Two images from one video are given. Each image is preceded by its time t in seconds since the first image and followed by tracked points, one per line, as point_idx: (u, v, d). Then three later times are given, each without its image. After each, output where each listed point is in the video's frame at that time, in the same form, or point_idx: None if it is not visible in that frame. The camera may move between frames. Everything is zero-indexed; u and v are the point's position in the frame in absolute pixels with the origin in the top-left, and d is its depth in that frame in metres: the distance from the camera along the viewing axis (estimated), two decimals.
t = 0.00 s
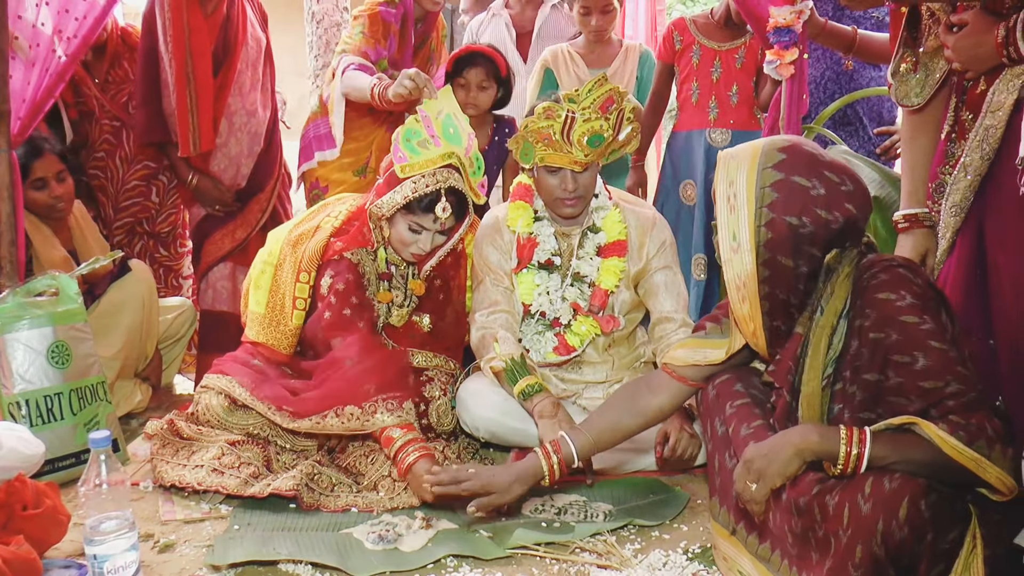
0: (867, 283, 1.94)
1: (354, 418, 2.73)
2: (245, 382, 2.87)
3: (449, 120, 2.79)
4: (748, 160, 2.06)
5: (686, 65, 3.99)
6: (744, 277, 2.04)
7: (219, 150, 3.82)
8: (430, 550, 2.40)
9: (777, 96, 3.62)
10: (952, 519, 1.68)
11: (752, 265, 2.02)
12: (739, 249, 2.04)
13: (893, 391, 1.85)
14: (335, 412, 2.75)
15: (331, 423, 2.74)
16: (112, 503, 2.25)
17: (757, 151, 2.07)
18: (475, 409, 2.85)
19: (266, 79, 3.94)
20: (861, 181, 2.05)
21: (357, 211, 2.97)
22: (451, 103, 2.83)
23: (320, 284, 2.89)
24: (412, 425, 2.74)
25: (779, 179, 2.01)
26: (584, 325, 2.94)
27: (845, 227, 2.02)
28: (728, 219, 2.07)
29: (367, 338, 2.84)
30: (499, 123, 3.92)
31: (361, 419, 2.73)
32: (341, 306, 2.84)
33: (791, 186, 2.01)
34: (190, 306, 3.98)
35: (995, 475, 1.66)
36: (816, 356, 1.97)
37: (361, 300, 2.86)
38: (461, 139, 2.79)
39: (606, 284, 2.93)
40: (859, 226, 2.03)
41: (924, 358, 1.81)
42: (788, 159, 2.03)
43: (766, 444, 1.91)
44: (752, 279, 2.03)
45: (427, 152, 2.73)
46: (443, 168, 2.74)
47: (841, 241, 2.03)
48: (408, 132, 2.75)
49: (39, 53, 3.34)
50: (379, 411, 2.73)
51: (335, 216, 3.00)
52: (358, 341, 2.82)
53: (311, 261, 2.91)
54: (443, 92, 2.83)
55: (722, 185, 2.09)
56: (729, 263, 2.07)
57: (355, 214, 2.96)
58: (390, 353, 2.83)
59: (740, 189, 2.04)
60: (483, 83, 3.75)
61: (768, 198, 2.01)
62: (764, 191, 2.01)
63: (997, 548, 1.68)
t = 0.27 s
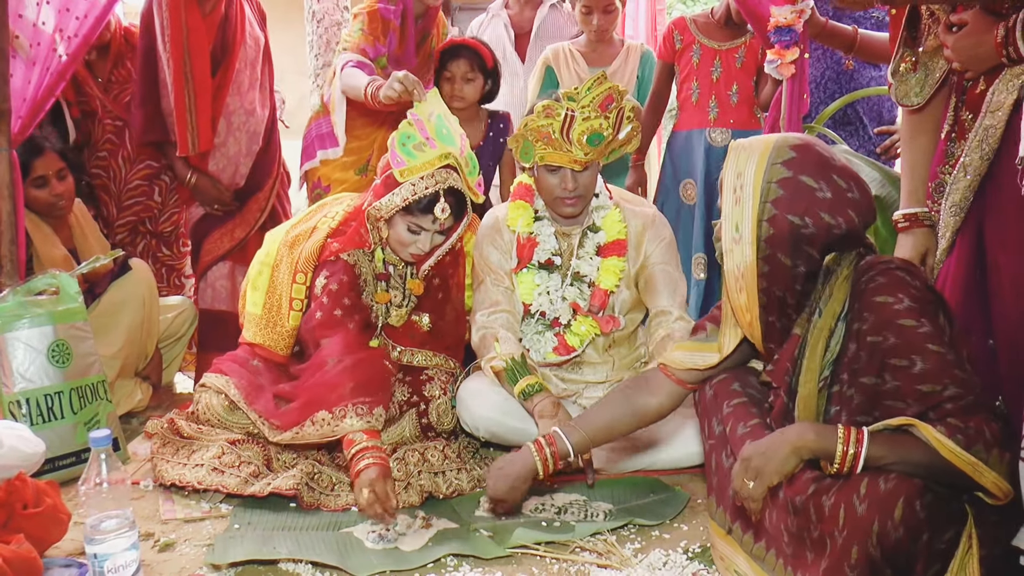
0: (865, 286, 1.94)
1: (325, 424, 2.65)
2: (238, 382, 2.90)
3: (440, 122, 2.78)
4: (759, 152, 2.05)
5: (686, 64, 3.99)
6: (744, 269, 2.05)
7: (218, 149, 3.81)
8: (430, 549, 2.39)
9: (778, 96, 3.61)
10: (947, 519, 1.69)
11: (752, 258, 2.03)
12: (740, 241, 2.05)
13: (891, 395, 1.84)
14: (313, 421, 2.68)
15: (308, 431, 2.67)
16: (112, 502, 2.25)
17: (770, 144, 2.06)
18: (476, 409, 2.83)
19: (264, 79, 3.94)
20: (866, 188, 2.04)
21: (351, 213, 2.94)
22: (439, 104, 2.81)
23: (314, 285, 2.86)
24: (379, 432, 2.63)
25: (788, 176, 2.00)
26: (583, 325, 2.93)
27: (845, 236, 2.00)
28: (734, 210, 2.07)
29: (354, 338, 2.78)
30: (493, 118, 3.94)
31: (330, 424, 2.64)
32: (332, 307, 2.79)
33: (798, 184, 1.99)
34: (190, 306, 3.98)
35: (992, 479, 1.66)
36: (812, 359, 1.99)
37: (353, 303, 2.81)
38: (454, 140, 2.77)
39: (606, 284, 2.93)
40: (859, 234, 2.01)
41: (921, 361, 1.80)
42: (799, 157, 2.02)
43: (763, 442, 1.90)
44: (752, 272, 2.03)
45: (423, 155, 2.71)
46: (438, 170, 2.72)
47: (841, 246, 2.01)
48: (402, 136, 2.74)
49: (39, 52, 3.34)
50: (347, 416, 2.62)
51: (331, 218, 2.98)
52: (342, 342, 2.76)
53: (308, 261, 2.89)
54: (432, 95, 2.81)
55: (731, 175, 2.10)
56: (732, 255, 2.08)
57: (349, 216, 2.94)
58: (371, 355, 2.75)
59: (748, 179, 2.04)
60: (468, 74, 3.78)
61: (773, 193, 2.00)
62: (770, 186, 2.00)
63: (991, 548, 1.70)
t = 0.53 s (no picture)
0: (862, 287, 1.94)
1: (318, 434, 2.62)
2: (237, 384, 2.91)
3: (432, 125, 2.77)
4: (752, 155, 2.05)
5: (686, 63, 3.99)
6: (741, 274, 2.05)
7: (216, 149, 3.81)
8: (430, 549, 2.39)
9: (777, 95, 3.61)
10: (943, 519, 1.67)
11: (749, 263, 2.02)
12: (736, 246, 2.04)
13: (886, 397, 1.85)
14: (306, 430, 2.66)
15: (302, 441, 2.66)
16: (112, 503, 2.24)
17: (764, 147, 2.06)
18: (476, 409, 2.83)
19: (262, 78, 3.95)
20: (863, 189, 2.04)
21: (347, 218, 2.94)
22: (430, 107, 2.81)
23: (313, 290, 2.85)
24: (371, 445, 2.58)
25: (781, 180, 2.00)
26: (579, 325, 2.91)
27: (841, 235, 2.00)
28: (727, 215, 2.06)
29: (350, 344, 2.75)
30: (487, 115, 3.92)
31: (322, 435, 2.60)
32: (330, 314, 2.77)
33: (792, 188, 1.99)
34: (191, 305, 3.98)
35: (988, 481, 1.66)
36: (810, 358, 1.99)
37: (350, 309, 2.79)
38: (448, 142, 2.77)
39: (600, 282, 2.95)
40: (856, 234, 2.02)
41: (918, 363, 1.80)
42: (793, 160, 2.02)
43: (760, 443, 1.91)
44: (749, 277, 2.03)
45: (418, 159, 2.70)
46: (433, 173, 2.72)
47: (838, 247, 2.01)
48: (396, 141, 2.73)
49: (39, 52, 3.34)
50: (339, 427, 2.58)
51: (327, 222, 2.98)
52: (339, 348, 2.73)
53: (306, 268, 2.89)
54: (422, 96, 2.81)
55: (724, 179, 2.09)
56: (728, 260, 2.08)
57: (346, 221, 2.93)
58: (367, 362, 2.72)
59: (742, 184, 2.04)
60: (455, 70, 3.74)
61: (767, 197, 2.00)
62: (764, 191, 2.01)
63: (984, 549, 1.69)
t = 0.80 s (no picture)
0: (863, 286, 1.94)
1: (322, 437, 2.63)
2: (236, 383, 2.91)
3: (430, 126, 2.76)
4: (748, 157, 2.05)
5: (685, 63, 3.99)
6: (744, 276, 2.04)
7: (214, 148, 3.81)
8: (429, 549, 2.39)
9: (777, 95, 3.61)
10: (946, 519, 1.68)
11: (753, 263, 2.01)
12: (738, 249, 2.03)
13: (889, 396, 1.84)
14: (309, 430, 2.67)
15: (304, 442, 2.67)
16: (111, 502, 2.24)
17: (758, 148, 2.06)
18: (476, 409, 2.84)
19: (260, 77, 3.94)
20: (859, 182, 2.05)
21: (346, 219, 2.94)
22: (428, 108, 2.79)
23: (313, 293, 2.85)
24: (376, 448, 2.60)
25: (781, 177, 2.00)
26: (574, 328, 2.92)
27: (839, 229, 2.01)
28: (727, 218, 2.05)
29: (351, 349, 2.77)
30: (483, 106, 3.85)
31: (326, 438, 2.62)
32: (330, 317, 2.79)
33: (792, 184, 1.99)
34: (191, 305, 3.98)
35: (993, 480, 1.67)
36: (810, 359, 2.00)
37: (351, 312, 2.80)
38: (445, 143, 2.76)
39: (592, 285, 2.94)
40: (858, 229, 2.03)
41: (919, 361, 1.80)
42: (789, 158, 2.02)
43: (762, 444, 1.90)
44: (753, 278, 2.03)
45: (416, 161, 2.70)
46: (431, 175, 2.71)
47: (837, 241, 2.02)
48: (393, 143, 2.72)
49: (37, 52, 3.34)
50: (344, 431, 2.60)
51: (327, 224, 2.99)
52: (340, 353, 2.76)
53: (305, 270, 2.89)
54: (420, 97, 2.79)
55: (720, 183, 2.07)
56: (729, 264, 2.06)
57: (345, 223, 2.93)
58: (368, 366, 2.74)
59: (740, 186, 2.03)
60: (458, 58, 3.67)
61: (768, 196, 2.00)
62: (764, 189, 2.00)
63: (989, 548, 1.69)
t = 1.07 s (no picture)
0: (869, 286, 1.94)
1: (325, 435, 2.63)
2: (235, 382, 2.91)
3: (430, 126, 2.76)
4: (754, 158, 2.08)
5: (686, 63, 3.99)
6: (775, 274, 2.05)
7: (214, 148, 3.81)
8: (429, 549, 2.39)
9: (777, 95, 3.61)
10: (950, 520, 1.69)
11: (782, 258, 2.04)
12: (766, 249, 2.03)
13: (894, 394, 1.84)
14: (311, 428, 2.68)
15: (306, 439, 2.66)
16: (111, 502, 2.24)
17: (759, 148, 2.10)
18: (475, 409, 2.84)
19: (260, 77, 3.94)
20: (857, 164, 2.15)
21: (347, 218, 2.94)
22: (428, 108, 2.79)
23: (313, 292, 2.85)
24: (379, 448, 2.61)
25: (795, 168, 2.05)
26: (571, 329, 2.93)
27: (841, 209, 2.06)
28: (750, 221, 2.05)
29: (353, 351, 2.78)
30: (485, 100, 3.87)
31: (331, 437, 2.62)
32: (331, 316, 2.79)
33: (807, 172, 2.05)
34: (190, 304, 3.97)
35: (997, 480, 1.68)
36: (816, 354, 2.00)
37: (352, 312, 2.82)
38: (445, 143, 2.76)
39: (589, 286, 2.93)
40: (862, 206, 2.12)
41: (926, 360, 1.80)
42: (794, 149, 2.09)
43: (767, 444, 1.91)
44: (784, 271, 2.04)
45: (415, 160, 2.70)
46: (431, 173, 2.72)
47: (840, 223, 2.06)
48: (392, 142, 2.72)
49: (37, 51, 3.33)
50: (349, 430, 2.60)
51: (326, 223, 2.98)
52: (343, 354, 2.76)
53: (306, 269, 2.88)
54: (421, 96, 2.79)
55: (735, 191, 2.07)
56: (757, 268, 2.05)
57: (345, 221, 2.93)
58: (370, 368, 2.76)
59: (758, 187, 2.05)
60: (470, 53, 3.66)
61: (790, 187, 2.04)
62: (785, 182, 2.04)
63: (993, 549, 1.70)
